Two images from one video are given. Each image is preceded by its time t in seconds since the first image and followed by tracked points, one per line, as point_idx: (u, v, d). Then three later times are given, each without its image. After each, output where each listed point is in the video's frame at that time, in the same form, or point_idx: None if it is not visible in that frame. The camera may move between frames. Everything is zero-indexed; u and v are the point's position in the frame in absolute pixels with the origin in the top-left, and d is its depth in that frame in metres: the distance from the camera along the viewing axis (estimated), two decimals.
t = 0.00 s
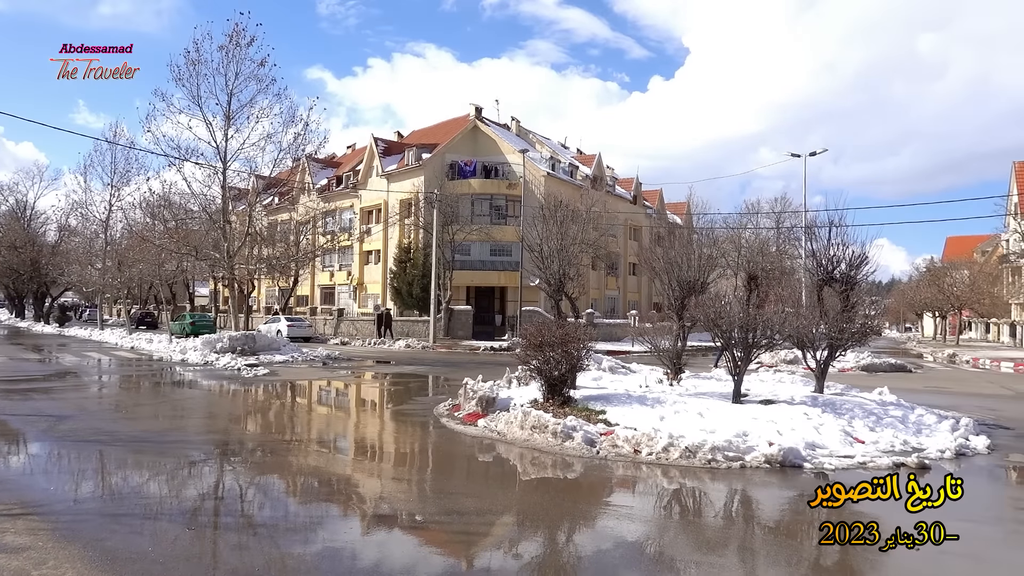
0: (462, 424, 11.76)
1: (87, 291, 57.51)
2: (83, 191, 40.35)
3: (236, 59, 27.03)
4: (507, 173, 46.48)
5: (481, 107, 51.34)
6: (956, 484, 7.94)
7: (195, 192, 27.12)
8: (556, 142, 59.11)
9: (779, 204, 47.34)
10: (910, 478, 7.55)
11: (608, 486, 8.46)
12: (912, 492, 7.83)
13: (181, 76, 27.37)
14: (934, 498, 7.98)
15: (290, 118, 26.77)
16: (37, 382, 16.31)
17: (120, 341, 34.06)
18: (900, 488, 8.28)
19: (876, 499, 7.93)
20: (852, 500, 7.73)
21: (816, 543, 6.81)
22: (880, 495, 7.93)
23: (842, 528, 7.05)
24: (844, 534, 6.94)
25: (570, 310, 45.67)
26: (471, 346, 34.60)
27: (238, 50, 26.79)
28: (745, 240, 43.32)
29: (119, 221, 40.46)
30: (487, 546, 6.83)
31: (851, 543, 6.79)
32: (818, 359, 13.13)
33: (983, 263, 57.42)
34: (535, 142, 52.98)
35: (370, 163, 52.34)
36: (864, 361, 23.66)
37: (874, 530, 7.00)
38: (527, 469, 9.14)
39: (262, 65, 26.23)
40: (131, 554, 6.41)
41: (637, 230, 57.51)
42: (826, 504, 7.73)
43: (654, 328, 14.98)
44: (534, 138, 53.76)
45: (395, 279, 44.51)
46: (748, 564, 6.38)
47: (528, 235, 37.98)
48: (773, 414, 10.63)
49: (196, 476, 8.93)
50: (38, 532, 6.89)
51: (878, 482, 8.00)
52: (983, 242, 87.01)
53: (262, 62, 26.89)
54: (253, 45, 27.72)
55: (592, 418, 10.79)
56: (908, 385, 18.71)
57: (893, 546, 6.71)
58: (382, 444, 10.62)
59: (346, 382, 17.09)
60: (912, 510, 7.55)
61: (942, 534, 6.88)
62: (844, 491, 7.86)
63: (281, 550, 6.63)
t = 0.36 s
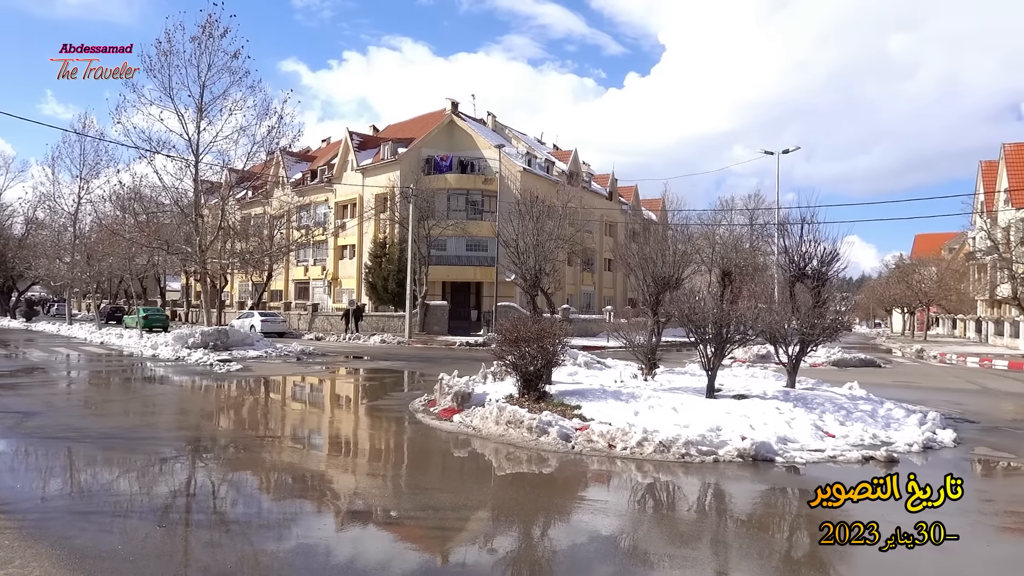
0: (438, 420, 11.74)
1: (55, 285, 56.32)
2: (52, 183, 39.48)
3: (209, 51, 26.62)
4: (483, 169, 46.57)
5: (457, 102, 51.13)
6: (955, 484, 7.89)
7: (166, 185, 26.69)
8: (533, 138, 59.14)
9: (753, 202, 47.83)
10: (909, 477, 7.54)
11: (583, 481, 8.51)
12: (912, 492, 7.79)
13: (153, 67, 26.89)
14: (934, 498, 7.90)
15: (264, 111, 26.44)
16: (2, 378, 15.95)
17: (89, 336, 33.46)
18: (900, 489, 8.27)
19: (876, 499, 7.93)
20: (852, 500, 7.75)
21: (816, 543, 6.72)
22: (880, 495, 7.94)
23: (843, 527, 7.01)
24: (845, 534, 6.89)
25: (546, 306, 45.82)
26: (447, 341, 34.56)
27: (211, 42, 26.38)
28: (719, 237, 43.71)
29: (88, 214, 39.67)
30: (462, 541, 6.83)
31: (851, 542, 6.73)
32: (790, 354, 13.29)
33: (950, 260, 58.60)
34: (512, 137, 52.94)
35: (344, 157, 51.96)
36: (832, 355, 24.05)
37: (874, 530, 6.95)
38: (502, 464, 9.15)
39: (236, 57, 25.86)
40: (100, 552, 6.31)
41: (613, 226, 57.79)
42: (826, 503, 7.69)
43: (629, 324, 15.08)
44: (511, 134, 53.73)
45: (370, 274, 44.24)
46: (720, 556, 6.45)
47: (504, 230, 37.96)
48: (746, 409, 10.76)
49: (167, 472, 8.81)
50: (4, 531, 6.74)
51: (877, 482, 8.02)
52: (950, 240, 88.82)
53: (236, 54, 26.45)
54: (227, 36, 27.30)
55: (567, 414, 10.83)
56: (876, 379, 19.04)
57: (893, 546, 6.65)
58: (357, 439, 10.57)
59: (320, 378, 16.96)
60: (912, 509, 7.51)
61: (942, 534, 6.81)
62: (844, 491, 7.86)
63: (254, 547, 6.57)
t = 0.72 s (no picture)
0: (410, 415, 11.69)
1: (18, 279, 55.01)
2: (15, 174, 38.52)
3: (177, 40, 26.18)
4: (456, 163, 46.43)
5: (430, 96, 50.84)
6: (956, 483, 7.77)
7: (133, 176, 26.19)
8: (508, 133, 59.08)
9: (724, 198, 48.30)
10: (910, 477, 7.44)
11: (555, 475, 8.55)
12: (912, 492, 7.70)
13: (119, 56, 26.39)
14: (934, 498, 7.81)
15: (233, 102, 26.07)
16: None
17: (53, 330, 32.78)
18: (899, 488, 8.18)
19: (876, 499, 7.83)
20: (852, 500, 7.63)
21: (816, 543, 6.60)
22: (880, 495, 7.84)
23: (843, 528, 6.89)
24: (845, 534, 6.78)
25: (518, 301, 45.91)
26: (420, 336, 34.43)
27: (179, 31, 25.94)
28: (691, 232, 44.07)
29: (53, 206, 38.79)
30: (434, 536, 6.81)
31: (852, 543, 6.61)
32: (759, 349, 13.45)
33: (915, 256, 59.77)
34: (485, 132, 52.76)
35: (316, 150, 51.43)
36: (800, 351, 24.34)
37: (874, 530, 6.85)
38: (473, 459, 9.14)
39: (206, 47, 25.46)
40: (65, 550, 6.20)
41: (586, 222, 57.98)
42: (826, 504, 7.55)
43: (601, 318, 15.12)
44: (484, 128, 53.59)
45: (342, 268, 43.91)
46: (690, 549, 6.50)
47: (477, 225, 37.86)
48: (716, 403, 10.88)
49: (134, 469, 8.66)
50: None
51: (877, 482, 7.91)
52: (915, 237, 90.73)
53: (205, 45, 25.99)
54: (196, 26, 26.84)
55: (539, 408, 10.86)
56: (842, 374, 19.35)
57: (893, 546, 6.54)
58: (328, 434, 10.51)
59: (291, 373, 16.82)
60: (912, 509, 7.40)
61: (943, 534, 6.71)
62: (844, 491, 7.74)
63: (223, 544, 6.49)
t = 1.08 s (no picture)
0: (384, 410, 11.64)
1: None
2: None
3: (147, 30, 25.69)
4: (431, 158, 46.40)
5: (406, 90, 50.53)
6: (956, 483, 7.63)
7: (102, 168, 25.71)
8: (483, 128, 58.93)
9: (699, 194, 48.64)
10: (909, 477, 7.36)
11: (530, 470, 8.56)
12: (911, 492, 7.61)
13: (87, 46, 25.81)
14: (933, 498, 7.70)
15: (205, 94, 25.68)
16: None
17: (19, 325, 32.12)
18: (900, 488, 8.08)
19: (876, 499, 7.73)
20: (852, 500, 7.55)
21: (816, 543, 6.52)
22: (880, 495, 7.75)
23: (842, 528, 6.81)
24: (845, 534, 6.70)
25: (493, 296, 45.92)
26: (394, 332, 34.26)
27: (149, 21, 25.45)
28: (665, 229, 44.33)
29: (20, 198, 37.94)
30: (409, 532, 6.79)
31: (852, 543, 6.54)
32: (732, 344, 13.58)
33: (884, 253, 60.77)
34: (460, 126, 52.52)
35: (290, 144, 50.93)
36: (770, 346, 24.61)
37: (874, 530, 6.76)
38: (448, 455, 9.12)
39: (176, 38, 25.02)
40: (30, 549, 6.09)
41: (561, 217, 58.12)
42: (826, 504, 7.46)
43: (576, 314, 15.08)
44: (460, 123, 53.38)
45: (315, 263, 43.55)
46: (663, 543, 6.55)
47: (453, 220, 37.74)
48: (689, 398, 10.97)
49: (103, 466, 8.52)
50: None
51: (877, 482, 7.82)
52: (884, 235, 92.31)
53: (177, 35, 25.53)
54: (166, 16, 26.36)
55: (514, 403, 10.87)
56: (812, 369, 19.60)
57: (893, 546, 6.47)
58: (301, 430, 10.44)
59: (264, 368, 16.68)
60: (912, 510, 7.33)
61: (943, 534, 6.62)
62: (843, 491, 7.66)
63: (194, 542, 6.41)
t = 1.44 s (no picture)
0: (361, 406, 11.58)
1: None
2: None
3: (119, 21, 25.23)
4: (410, 152, 46.19)
5: (383, 84, 50.25)
6: (955, 483, 7.53)
7: (73, 161, 25.28)
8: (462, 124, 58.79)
9: (676, 191, 48.89)
10: (908, 476, 7.28)
11: (507, 465, 8.57)
12: (911, 492, 7.51)
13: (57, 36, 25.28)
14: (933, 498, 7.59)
15: (179, 86, 25.30)
16: None
17: None
18: (900, 489, 7.97)
19: (876, 499, 7.64)
20: (852, 500, 7.46)
21: (815, 542, 6.44)
22: (880, 495, 7.66)
23: (842, 527, 6.73)
24: (844, 534, 6.62)
25: (471, 292, 45.88)
26: (372, 327, 34.06)
27: (121, 11, 25.00)
28: (642, 224, 44.49)
29: None
30: (386, 527, 6.77)
31: (852, 542, 6.46)
32: (709, 340, 13.68)
33: (858, 249, 61.60)
34: (439, 121, 52.30)
35: (266, 137, 50.41)
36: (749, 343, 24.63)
37: (874, 530, 6.69)
38: (426, 450, 9.11)
39: (150, 29, 24.61)
40: None
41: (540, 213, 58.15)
42: (826, 504, 7.39)
43: (555, 309, 15.13)
44: (439, 117, 53.16)
45: (292, 258, 43.17)
46: (640, 537, 6.59)
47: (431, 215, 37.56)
48: (666, 393, 11.04)
49: (75, 464, 8.40)
50: None
51: (877, 482, 7.75)
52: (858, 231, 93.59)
53: (150, 25, 25.11)
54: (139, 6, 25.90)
55: (492, 399, 10.87)
56: (788, 364, 19.80)
57: (893, 546, 6.39)
58: (278, 426, 10.36)
59: (240, 364, 16.53)
60: (911, 510, 7.24)
61: (943, 534, 6.54)
62: (844, 491, 7.58)
63: (169, 539, 6.34)
